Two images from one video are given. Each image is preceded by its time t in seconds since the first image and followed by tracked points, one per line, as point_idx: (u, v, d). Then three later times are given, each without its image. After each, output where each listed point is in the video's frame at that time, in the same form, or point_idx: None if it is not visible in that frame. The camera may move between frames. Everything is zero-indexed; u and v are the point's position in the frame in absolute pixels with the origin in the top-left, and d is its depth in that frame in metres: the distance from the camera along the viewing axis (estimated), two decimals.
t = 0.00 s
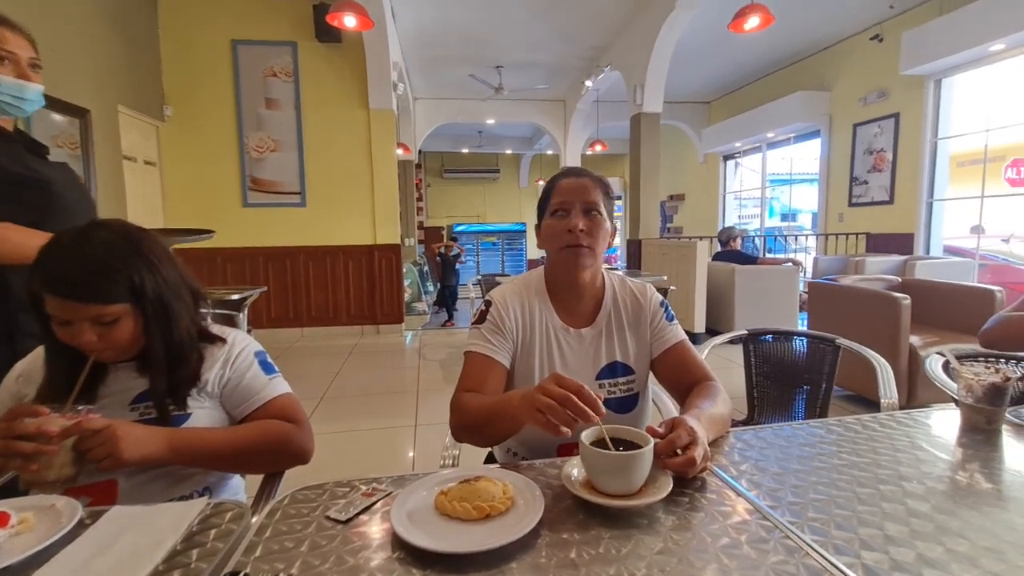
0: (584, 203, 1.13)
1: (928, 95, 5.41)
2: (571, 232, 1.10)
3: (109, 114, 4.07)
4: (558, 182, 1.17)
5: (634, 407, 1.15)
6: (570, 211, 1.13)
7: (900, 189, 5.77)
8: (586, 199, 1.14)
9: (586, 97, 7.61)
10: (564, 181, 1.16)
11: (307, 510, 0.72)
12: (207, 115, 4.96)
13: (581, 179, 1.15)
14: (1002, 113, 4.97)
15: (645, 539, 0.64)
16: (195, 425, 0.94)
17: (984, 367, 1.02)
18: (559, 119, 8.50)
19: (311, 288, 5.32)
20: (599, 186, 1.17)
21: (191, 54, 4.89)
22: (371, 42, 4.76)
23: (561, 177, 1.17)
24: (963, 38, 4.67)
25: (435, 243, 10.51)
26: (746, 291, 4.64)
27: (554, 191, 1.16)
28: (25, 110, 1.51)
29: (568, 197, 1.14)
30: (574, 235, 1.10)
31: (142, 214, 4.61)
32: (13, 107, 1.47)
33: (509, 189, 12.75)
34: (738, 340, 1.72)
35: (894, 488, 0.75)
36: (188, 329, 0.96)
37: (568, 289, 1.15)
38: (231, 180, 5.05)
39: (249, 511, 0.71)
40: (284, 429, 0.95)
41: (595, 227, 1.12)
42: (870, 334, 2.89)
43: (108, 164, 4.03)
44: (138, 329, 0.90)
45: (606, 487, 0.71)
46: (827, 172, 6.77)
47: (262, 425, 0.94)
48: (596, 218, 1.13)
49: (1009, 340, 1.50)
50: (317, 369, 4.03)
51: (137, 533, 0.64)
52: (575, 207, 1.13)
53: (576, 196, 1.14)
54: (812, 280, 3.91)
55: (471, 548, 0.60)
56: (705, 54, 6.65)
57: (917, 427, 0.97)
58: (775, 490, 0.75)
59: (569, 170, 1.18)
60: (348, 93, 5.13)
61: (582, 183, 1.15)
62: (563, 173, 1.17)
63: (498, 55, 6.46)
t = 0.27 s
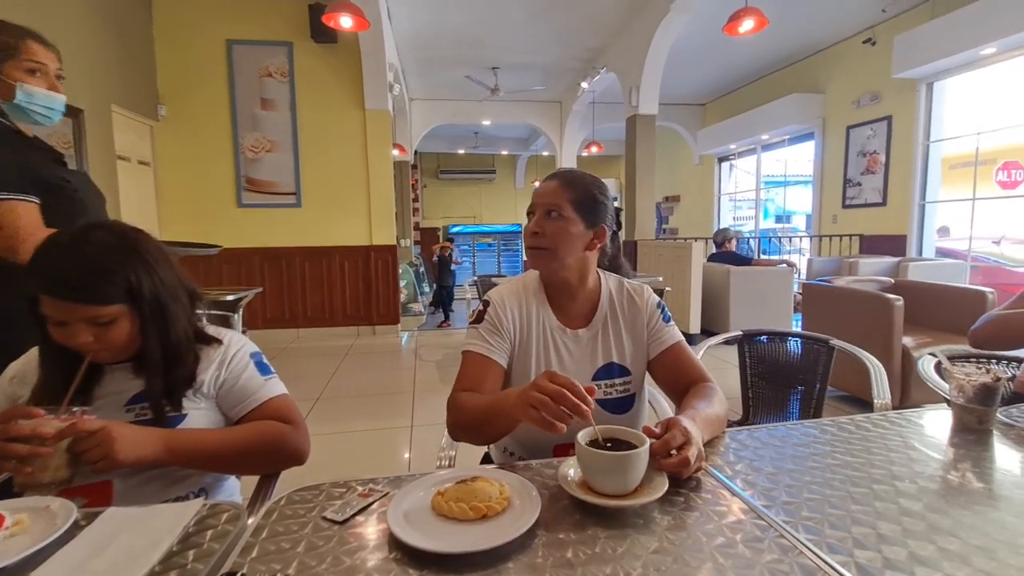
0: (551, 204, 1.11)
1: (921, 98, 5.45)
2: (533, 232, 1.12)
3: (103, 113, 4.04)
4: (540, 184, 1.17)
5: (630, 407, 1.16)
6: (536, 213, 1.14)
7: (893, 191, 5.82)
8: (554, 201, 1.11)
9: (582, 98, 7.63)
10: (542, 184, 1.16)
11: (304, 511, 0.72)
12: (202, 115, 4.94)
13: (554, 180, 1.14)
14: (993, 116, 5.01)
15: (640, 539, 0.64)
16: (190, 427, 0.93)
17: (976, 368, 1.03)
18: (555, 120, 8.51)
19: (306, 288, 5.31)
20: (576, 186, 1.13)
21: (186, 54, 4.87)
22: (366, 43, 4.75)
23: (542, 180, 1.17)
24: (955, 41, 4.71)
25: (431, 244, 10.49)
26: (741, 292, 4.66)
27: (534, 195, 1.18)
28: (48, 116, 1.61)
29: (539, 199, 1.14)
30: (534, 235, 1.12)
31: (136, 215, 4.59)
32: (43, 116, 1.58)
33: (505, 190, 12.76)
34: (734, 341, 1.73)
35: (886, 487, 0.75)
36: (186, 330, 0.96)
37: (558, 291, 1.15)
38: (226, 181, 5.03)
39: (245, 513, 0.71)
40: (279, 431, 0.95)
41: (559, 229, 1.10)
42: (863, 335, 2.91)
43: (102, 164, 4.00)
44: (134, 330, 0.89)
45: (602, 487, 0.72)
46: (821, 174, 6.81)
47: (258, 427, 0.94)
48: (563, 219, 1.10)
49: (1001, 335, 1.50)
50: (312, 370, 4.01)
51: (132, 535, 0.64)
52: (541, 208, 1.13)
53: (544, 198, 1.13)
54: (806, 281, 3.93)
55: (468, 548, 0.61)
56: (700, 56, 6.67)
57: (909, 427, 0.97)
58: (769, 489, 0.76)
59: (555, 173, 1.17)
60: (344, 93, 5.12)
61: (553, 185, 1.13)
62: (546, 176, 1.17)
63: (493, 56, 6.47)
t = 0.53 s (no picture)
0: (537, 206, 1.11)
1: (915, 100, 5.48)
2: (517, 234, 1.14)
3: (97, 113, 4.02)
4: (531, 185, 1.17)
5: (627, 407, 1.16)
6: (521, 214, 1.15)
7: (888, 193, 5.85)
8: (540, 203, 1.12)
9: (579, 99, 7.64)
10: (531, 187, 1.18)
11: (301, 512, 0.71)
12: (197, 115, 4.92)
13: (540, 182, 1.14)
14: (987, 119, 5.05)
15: (639, 539, 0.64)
16: (186, 427, 0.93)
17: (971, 368, 1.04)
18: (551, 121, 8.52)
19: (302, 289, 5.29)
20: (562, 187, 1.13)
21: (181, 54, 4.85)
22: (363, 43, 4.75)
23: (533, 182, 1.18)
24: (948, 45, 4.74)
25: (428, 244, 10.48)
26: (737, 293, 4.68)
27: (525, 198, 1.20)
28: (90, 119, 1.58)
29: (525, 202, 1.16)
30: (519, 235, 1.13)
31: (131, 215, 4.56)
32: (82, 120, 1.56)
33: (501, 191, 12.76)
34: (730, 342, 1.74)
35: (883, 487, 0.76)
36: (182, 330, 0.96)
37: (555, 291, 1.16)
38: (221, 181, 5.01)
39: (241, 514, 0.71)
40: (276, 432, 0.94)
41: (542, 229, 1.10)
42: (859, 336, 2.92)
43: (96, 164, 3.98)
44: (129, 331, 0.89)
45: (601, 487, 0.72)
46: (816, 176, 6.84)
47: (255, 427, 0.94)
48: (547, 220, 1.10)
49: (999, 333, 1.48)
50: (308, 371, 4.00)
51: (127, 536, 0.63)
52: (526, 209, 1.14)
53: (529, 200, 1.14)
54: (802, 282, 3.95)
55: (466, 549, 0.61)
56: (696, 58, 6.69)
57: (905, 427, 0.98)
58: (767, 489, 0.76)
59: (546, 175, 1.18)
60: (340, 93, 5.12)
61: (537, 188, 1.14)
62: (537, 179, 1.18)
63: (490, 57, 6.47)
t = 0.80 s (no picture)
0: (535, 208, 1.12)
1: (912, 102, 5.50)
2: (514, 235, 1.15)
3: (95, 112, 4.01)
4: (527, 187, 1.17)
5: (626, 407, 1.16)
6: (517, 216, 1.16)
7: (886, 194, 5.86)
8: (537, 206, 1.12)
9: (578, 100, 7.64)
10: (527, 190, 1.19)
11: (301, 513, 0.71)
12: (196, 115, 4.92)
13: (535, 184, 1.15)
14: (984, 120, 5.07)
15: (639, 539, 0.65)
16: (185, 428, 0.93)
17: (969, 368, 1.04)
18: (550, 122, 8.53)
19: (301, 289, 5.28)
20: (558, 187, 1.13)
21: (180, 54, 4.85)
22: (362, 43, 4.75)
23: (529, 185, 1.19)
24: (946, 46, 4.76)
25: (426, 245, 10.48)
26: (736, 294, 4.68)
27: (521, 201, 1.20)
28: (155, 126, 1.58)
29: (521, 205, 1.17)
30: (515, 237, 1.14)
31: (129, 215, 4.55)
32: (149, 128, 1.57)
33: (500, 191, 12.76)
34: (729, 342, 1.74)
35: (882, 487, 0.76)
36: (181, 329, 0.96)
37: (554, 291, 1.16)
38: (220, 181, 5.01)
39: (241, 514, 0.71)
40: (275, 431, 0.94)
41: (540, 230, 1.10)
42: (857, 336, 2.92)
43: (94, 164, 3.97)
44: (128, 331, 0.89)
45: (601, 487, 0.72)
46: (815, 177, 6.85)
47: (254, 427, 0.93)
48: (543, 221, 1.11)
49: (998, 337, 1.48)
50: (307, 371, 3.99)
51: (126, 537, 0.63)
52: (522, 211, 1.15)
53: (525, 202, 1.14)
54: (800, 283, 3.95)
55: (466, 549, 0.61)
56: (695, 59, 6.70)
57: (903, 428, 0.98)
58: (766, 489, 0.76)
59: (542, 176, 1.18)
60: (339, 94, 5.12)
61: (533, 189, 1.14)
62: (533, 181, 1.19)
63: (489, 58, 6.47)
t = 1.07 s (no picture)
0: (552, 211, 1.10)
1: (910, 104, 5.52)
2: (533, 242, 1.11)
3: (93, 111, 4.00)
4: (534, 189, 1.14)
5: (625, 408, 1.16)
6: (533, 220, 1.12)
7: (884, 196, 5.89)
8: (553, 208, 1.10)
9: (577, 101, 7.65)
10: (535, 190, 1.15)
11: (302, 513, 0.71)
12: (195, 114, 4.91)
13: (550, 186, 1.12)
14: (981, 122, 5.09)
15: (640, 539, 0.65)
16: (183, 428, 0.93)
17: (967, 370, 1.04)
18: (549, 122, 8.53)
19: (299, 289, 5.28)
20: (575, 191, 1.12)
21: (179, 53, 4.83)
22: (361, 43, 4.75)
23: (536, 185, 1.15)
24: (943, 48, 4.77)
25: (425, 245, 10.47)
26: (733, 295, 4.69)
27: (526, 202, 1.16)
28: (226, 127, 1.58)
29: (533, 208, 1.13)
30: (536, 244, 1.11)
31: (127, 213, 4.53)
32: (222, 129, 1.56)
33: (499, 192, 12.77)
34: (727, 343, 1.75)
35: (881, 487, 0.76)
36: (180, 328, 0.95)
37: (555, 293, 1.15)
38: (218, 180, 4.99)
39: (241, 514, 0.70)
40: (276, 430, 0.94)
41: (564, 237, 1.10)
42: (854, 338, 2.94)
43: (91, 162, 3.96)
44: (128, 328, 0.89)
45: (600, 487, 0.72)
46: (812, 178, 6.87)
47: (254, 426, 0.93)
48: (567, 227, 1.10)
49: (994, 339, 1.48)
50: (305, 371, 3.99)
51: (125, 538, 0.63)
52: (540, 216, 1.11)
53: (542, 206, 1.11)
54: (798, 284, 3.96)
55: (468, 550, 0.61)
56: (694, 60, 6.71)
57: (901, 428, 0.99)
58: (765, 489, 0.76)
59: (547, 175, 1.15)
60: (338, 93, 5.11)
61: (550, 192, 1.11)
62: (539, 180, 1.15)
63: (488, 58, 6.48)
